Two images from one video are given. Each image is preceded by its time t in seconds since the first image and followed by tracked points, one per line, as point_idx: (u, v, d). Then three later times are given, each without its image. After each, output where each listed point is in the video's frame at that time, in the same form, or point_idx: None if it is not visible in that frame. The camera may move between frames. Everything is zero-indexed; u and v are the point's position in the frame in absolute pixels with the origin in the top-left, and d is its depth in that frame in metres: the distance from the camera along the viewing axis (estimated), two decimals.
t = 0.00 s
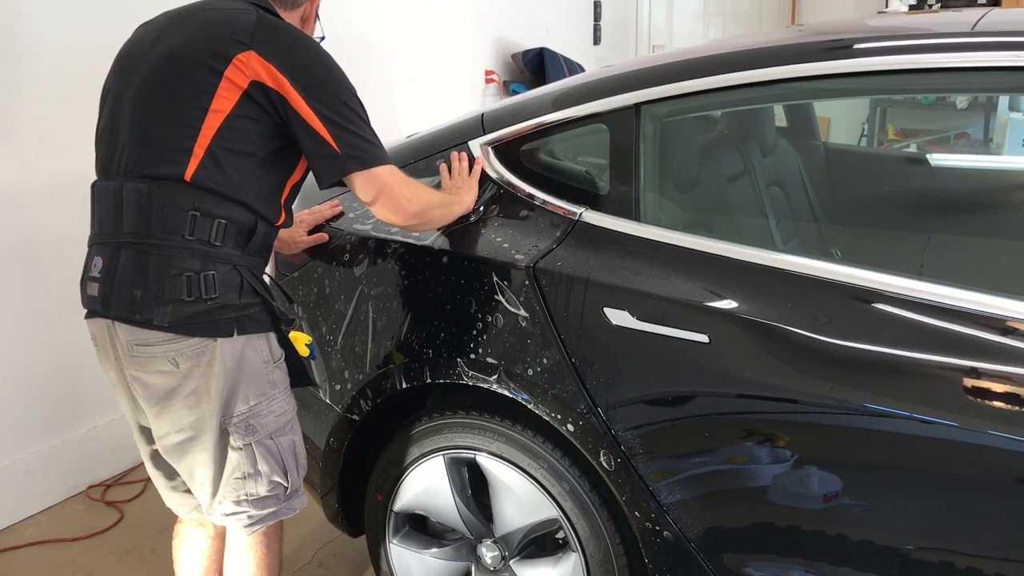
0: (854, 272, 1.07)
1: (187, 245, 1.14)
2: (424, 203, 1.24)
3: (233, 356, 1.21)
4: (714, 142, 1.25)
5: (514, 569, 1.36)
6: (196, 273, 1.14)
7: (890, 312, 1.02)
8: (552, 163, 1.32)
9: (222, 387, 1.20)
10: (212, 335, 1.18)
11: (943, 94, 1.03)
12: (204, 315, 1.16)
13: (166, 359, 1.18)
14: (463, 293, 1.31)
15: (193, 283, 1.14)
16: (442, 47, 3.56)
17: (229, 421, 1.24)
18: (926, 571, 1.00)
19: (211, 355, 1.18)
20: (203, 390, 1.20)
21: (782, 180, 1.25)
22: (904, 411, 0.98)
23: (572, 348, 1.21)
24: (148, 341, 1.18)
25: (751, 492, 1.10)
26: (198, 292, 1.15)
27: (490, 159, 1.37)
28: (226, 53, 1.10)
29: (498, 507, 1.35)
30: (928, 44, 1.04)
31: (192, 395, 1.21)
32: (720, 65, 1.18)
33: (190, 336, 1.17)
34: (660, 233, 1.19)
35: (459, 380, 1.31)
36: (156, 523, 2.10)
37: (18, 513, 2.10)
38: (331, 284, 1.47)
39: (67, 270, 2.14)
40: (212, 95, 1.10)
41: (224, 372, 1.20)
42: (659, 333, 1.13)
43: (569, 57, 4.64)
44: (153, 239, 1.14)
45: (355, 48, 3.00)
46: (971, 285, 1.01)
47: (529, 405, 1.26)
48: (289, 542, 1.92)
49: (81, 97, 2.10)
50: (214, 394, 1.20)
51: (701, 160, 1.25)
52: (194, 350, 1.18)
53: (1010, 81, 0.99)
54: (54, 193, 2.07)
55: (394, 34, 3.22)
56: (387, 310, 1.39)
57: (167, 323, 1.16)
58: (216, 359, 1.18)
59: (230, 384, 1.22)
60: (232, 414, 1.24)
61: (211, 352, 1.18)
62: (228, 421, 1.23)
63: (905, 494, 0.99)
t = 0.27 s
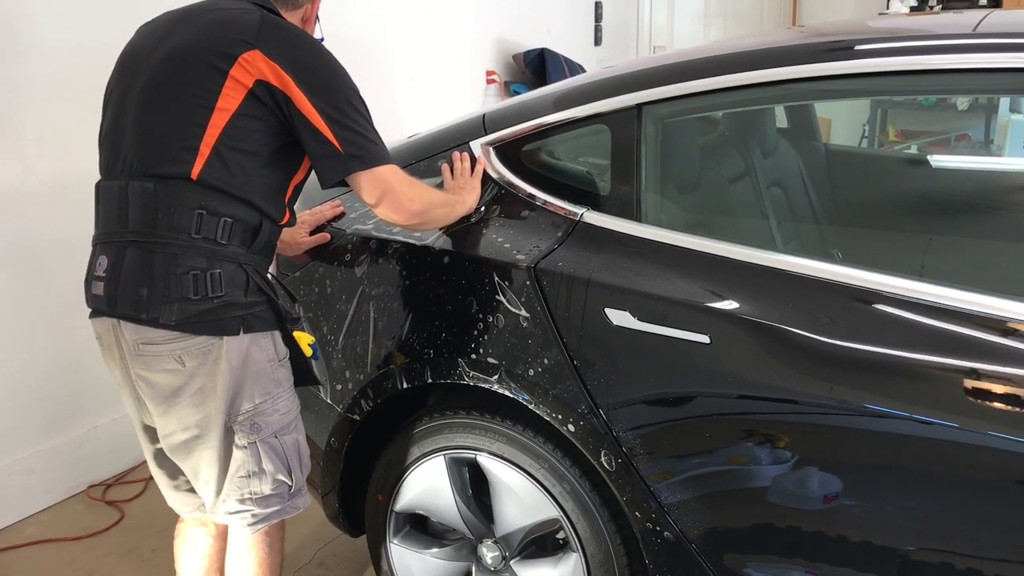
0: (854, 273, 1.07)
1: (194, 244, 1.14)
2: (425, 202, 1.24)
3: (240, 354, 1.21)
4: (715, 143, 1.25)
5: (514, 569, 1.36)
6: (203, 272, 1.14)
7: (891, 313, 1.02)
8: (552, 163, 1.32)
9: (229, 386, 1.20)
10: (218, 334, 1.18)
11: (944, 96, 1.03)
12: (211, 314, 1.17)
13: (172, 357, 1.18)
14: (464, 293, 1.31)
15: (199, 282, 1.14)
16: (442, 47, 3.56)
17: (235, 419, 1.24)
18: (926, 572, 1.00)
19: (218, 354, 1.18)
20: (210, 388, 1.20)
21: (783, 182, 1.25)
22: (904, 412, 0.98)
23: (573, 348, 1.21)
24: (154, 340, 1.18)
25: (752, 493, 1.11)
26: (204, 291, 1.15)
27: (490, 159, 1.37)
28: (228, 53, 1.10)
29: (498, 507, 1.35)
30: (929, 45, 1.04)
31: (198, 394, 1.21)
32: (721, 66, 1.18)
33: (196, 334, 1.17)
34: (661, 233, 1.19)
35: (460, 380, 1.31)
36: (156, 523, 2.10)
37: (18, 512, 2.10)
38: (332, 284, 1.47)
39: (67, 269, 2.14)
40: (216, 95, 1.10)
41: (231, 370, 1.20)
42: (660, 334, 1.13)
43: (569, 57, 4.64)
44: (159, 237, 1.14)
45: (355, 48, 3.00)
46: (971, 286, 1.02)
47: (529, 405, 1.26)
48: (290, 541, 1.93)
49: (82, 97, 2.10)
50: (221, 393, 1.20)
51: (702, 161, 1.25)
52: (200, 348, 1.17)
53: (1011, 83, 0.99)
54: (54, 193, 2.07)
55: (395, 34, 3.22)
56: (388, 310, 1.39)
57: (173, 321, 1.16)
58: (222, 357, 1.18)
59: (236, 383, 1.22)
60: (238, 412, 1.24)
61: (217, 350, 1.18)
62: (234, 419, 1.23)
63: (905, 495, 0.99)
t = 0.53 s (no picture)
0: (857, 275, 1.07)
1: (197, 245, 1.14)
2: (430, 203, 1.24)
3: (242, 355, 1.21)
4: (718, 145, 1.26)
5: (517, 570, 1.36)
6: (206, 272, 1.15)
7: (894, 315, 1.02)
8: (555, 164, 1.32)
9: (232, 386, 1.20)
10: (221, 335, 1.18)
11: (946, 97, 1.04)
12: (215, 314, 1.17)
13: (175, 358, 1.18)
14: (467, 295, 1.31)
15: (202, 283, 1.15)
16: (445, 49, 3.57)
17: (237, 420, 1.24)
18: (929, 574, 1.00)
19: (221, 354, 1.18)
20: (212, 389, 1.20)
21: (786, 184, 1.26)
22: (907, 413, 0.98)
23: (576, 350, 1.21)
24: (157, 340, 1.18)
25: (754, 494, 1.11)
26: (208, 291, 1.15)
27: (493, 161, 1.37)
28: (232, 54, 1.10)
29: (501, 508, 1.35)
30: (931, 47, 1.04)
31: (201, 394, 1.21)
32: (724, 68, 1.18)
33: (199, 335, 1.17)
34: (664, 235, 1.19)
35: (463, 381, 1.31)
36: (159, 524, 2.10)
37: (21, 512, 2.10)
38: (335, 285, 1.47)
39: (70, 270, 2.14)
40: (220, 97, 1.11)
41: (233, 371, 1.20)
42: (663, 335, 1.13)
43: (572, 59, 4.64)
44: (162, 238, 1.14)
45: (358, 49, 3.00)
46: (974, 288, 1.02)
47: (532, 407, 1.26)
48: (293, 542, 1.93)
49: (86, 98, 2.10)
50: (223, 393, 1.20)
51: (705, 162, 1.25)
52: (204, 349, 1.18)
53: (1013, 85, 0.99)
54: (58, 193, 2.07)
55: (397, 36, 3.22)
56: (390, 311, 1.39)
57: (177, 321, 1.16)
58: (225, 358, 1.19)
59: (239, 383, 1.22)
60: (240, 412, 1.24)
61: (220, 351, 1.19)
62: (236, 420, 1.24)
63: (908, 497, 0.99)
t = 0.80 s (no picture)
0: (864, 277, 1.07)
1: (202, 248, 1.14)
2: (435, 205, 1.24)
3: (246, 358, 1.21)
4: (723, 148, 1.26)
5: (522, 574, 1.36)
6: (210, 276, 1.15)
7: (900, 318, 1.02)
8: (561, 168, 1.32)
9: (235, 389, 1.21)
10: (225, 338, 1.18)
11: (952, 100, 1.03)
12: (219, 318, 1.17)
13: (179, 360, 1.18)
14: (472, 298, 1.31)
15: (206, 286, 1.15)
16: (449, 52, 3.57)
17: (240, 423, 1.24)
18: None
19: (224, 357, 1.19)
20: (216, 392, 1.21)
21: (791, 186, 1.26)
22: (914, 417, 0.98)
23: (582, 353, 1.21)
24: (161, 343, 1.18)
25: (761, 498, 1.10)
26: (212, 295, 1.15)
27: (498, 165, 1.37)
28: (239, 58, 1.11)
29: (506, 511, 1.35)
30: (938, 50, 1.04)
31: (205, 397, 1.21)
32: (729, 71, 1.18)
33: (203, 338, 1.17)
34: (669, 237, 1.19)
35: (468, 385, 1.31)
36: (165, 527, 2.10)
37: (27, 515, 2.11)
38: (341, 288, 1.47)
39: (76, 273, 2.14)
40: (226, 100, 1.11)
41: (237, 374, 1.20)
42: (668, 339, 1.13)
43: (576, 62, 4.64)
44: (167, 241, 1.14)
45: (364, 53, 3.01)
46: (981, 291, 1.02)
47: (537, 410, 1.26)
48: (298, 546, 1.93)
49: (92, 103, 2.11)
50: (227, 396, 1.21)
51: (710, 165, 1.26)
52: (207, 352, 1.18)
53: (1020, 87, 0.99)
54: (65, 197, 2.08)
55: (402, 39, 3.23)
56: (396, 314, 1.40)
57: (180, 324, 1.16)
58: (228, 361, 1.19)
59: (242, 386, 1.22)
60: (244, 415, 1.24)
61: (224, 354, 1.19)
62: (239, 423, 1.24)
63: (915, 500, 0.99)
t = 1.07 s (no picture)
0: (871, 282, 1.07)
1: (208, 254, 1.15)
2: (441, 211, 1.24)
3: (252, 363, 1.21)
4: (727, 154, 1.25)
5: None
6: (216, 282, 1.15)
7: (907, 322, 1.02)
8: (566, 173, 1.32)
9: (241, 395, 1.21)
10: (231, 344, 1.18)
11: (959, 104, 1.03)
12: (224, 324, 1.17)
13: (186, 366, 1.19)
14: (478, 303, 1.32)
15: (212, 292, 1.15)
16: (455, 57, 3.58)
17: (246, 429, 1.24)
18: None
19: (230, 363, 1.19)
20: (222, 397, 1.21)
21: (797, 191, 1.24)
22: (921, 421, 0.98)
23: (588, 358, 1.21)
24: (168, 349, 1.18)
25: (769, 503, 1.10)
26: (218, 300, 1.16)
27: (504, 170, 1.37)
28: (245, 65, 1.11)
29: (513, 516, 1.35)
30: (944, 54, 1.04)
31: (211, 403, 1.21)
32: (734, 76, 1.18)
33: (209, 344, 1.17)
34: (676, 242, 1.20)
35: (475, 390, 1.31)
36: (173, 532, 2.10)
37: (35, 520, 2.12)
38: (348, 294, 1.48)
39: (84, 279, 2.16)
40: (233, 107, 1.11)
41: (243, 380, 1.20)
42: (675, 343, 1.13)
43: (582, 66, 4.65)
44: (173, 247, 1.14)
45: (370, 58, 3.02)
46: (988, 295, 1.02)
47: (544, 415, 1.26)
48: (305, 551, 1.93)
49: (100, 109, 2.12)
50: (233, 402, 1.21)
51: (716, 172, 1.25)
52: (213, 357, 1.18)
53: None
54: (73, 203, 2.09)
55: (408, 43, 3.24)
56: (403, 320, 1.40)
57: (186, 330, 1.16)
58: (234, 366, 1.19)
59: (249, 392, 1.22)
60: (250, 421, 1.24)
61: (230, 359, 1.19)
62: (245, 429, 1.24)
63: (923, 505, 0.99)
